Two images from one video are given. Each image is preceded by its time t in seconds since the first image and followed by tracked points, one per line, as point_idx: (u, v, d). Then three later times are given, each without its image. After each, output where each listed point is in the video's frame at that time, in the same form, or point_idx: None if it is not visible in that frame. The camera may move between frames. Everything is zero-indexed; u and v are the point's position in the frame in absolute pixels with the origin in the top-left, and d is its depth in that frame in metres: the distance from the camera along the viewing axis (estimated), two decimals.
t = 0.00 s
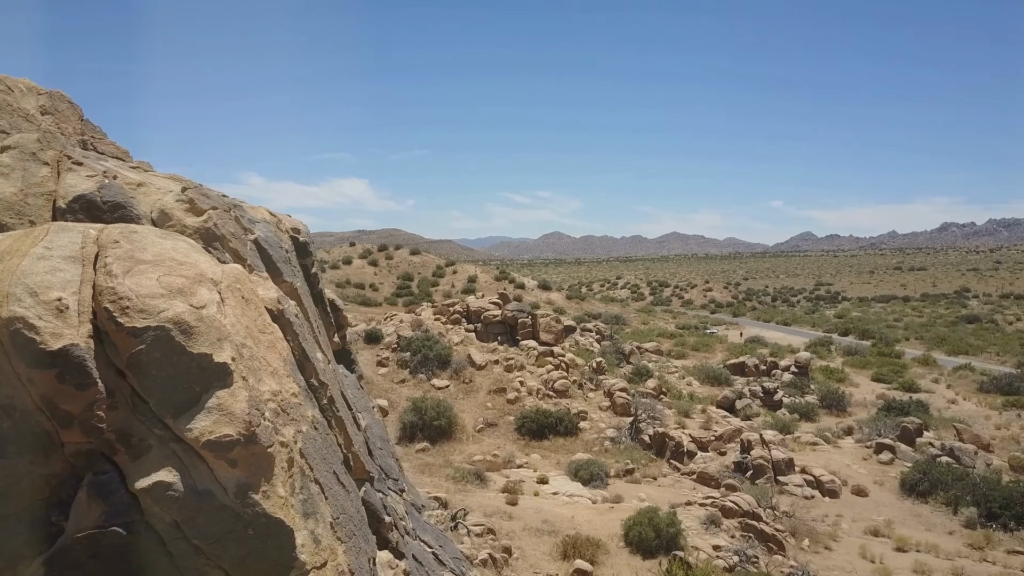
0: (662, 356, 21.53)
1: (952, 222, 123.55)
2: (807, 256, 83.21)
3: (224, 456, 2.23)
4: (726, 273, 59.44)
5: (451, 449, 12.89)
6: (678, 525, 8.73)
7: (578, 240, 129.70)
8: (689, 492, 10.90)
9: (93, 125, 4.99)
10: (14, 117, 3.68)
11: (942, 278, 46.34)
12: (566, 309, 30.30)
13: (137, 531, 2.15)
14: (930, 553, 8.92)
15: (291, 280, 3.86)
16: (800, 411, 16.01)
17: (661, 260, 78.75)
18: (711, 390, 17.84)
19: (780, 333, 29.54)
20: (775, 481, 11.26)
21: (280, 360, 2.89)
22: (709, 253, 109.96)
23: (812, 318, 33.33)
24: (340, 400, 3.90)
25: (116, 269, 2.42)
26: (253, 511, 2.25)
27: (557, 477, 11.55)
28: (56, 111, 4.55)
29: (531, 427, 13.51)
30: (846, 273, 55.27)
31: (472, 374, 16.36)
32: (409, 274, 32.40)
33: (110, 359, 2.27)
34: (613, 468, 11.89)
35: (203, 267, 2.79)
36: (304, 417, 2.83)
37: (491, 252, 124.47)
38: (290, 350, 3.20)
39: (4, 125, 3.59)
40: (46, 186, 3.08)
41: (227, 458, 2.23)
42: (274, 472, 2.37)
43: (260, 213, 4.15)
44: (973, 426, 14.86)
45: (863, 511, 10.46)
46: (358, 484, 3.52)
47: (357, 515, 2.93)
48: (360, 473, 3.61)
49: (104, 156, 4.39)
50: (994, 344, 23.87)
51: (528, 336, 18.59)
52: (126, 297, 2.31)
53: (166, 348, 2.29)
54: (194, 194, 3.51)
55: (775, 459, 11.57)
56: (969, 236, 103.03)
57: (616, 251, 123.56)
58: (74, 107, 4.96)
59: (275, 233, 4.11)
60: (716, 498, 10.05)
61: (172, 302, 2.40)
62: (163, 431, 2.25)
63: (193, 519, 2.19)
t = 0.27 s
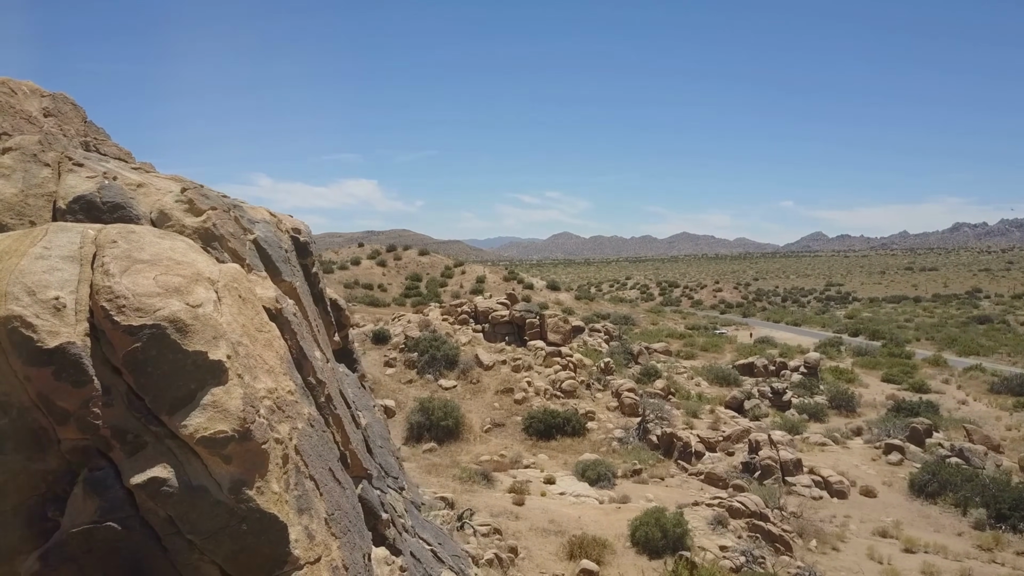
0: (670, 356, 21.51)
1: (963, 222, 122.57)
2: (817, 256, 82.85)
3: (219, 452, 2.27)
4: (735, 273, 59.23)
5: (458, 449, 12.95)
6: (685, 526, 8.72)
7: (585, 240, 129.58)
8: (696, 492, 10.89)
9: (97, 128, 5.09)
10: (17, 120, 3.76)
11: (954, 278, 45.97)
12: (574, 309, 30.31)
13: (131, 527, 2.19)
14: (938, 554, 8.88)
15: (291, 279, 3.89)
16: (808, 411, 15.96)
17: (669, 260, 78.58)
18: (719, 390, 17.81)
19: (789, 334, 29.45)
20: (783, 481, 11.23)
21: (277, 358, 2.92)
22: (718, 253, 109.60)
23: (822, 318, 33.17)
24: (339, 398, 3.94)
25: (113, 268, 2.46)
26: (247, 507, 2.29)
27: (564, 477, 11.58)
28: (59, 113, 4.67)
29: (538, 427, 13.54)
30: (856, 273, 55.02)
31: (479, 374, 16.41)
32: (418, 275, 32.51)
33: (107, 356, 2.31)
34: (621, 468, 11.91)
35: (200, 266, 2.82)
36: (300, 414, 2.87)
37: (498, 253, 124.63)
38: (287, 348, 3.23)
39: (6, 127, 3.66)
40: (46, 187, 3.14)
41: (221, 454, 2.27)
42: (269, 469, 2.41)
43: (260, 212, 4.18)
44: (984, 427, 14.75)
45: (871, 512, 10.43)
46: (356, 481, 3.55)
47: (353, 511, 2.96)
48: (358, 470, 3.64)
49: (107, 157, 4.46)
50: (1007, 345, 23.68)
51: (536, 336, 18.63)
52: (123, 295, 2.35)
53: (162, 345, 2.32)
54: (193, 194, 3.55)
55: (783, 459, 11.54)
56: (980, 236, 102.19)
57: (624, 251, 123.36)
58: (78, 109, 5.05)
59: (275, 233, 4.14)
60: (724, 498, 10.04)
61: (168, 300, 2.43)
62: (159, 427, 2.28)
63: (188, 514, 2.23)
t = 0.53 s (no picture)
0: (681, 356, 21.49)
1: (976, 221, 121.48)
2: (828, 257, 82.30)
3: (210, 449, 2.31)
4: (745, 274, 59.02)
5: (466, 449, 13.00)
6: (693, 526, 8.72)
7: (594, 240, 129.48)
8: (704, 493, 10.88)
9: (100, 130, 5.18)
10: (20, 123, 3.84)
11: (968, 279, 45.56)
12: (584, 309, 30.33)
13: (124, 521, 2.24)
14: (948, 556, 8.84)
15: (289, 278, 3.93)
16: (818, 412, 15.91)
17: (679, 261, 78.40)
18: (729, 390, 17.78)
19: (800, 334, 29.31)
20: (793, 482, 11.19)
21: (272, 357, 2.96)
22: (728, 253, 109.14)
23: (834, 319, 33.00)
24: (337, 396, 3.97)
25: (109, 266, 2.50)
26: (238, 502, 2.33)
27: (572, 477, 11.61)
28: (63, 115, 4.76)
29: (546, 427, 13.58)
30: (867, 273, 54.68)
31: (488, 374, 16.46)
32: (427, 275, 32.64)
33: (101, 354, 2.35)
34: (629, 469, 11.93)
35: (196, 265, 2.85)
36: (295, 411, 2.91)
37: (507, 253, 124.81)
38: (283, 346, 3.26)
39: (8, 128, 3.73)
40: (46, 188, 3.20)
41: (213, 450, 2.32)
42: (261, 465, 2.44)
43: (259, 212, 4.22)
44: (997, 429, 14.64)
45: (881, 514, 10.39)
46: (352, 478, 3.59)
47: (347, 507, 3.00)
48: (354, 467, 3.68)
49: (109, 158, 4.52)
50: (1021, 346, 23.47)
51: (544, 336, 18.65)
52: (117, 294, 2.39)
53: (156, 343, 2.36)
54: (192, 194, 3.59)
55: (792, 460, 11.50)
56: (993, 236, 101.24)
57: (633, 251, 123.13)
58: (82, 112, 5.12)
59: (274, 232, 4.17)
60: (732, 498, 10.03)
61: (162, 299, 2.46)
62: (152, 424, 2.33)
63: (179, 510, 2.28)
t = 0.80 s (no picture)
0: (689, 357, 21.48)
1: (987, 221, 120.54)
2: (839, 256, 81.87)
3: (202, 445, 2.35)
4: (754, 274, 58.86)
5: (473, 449, 13.06)
6: (699, 526, 8.73)
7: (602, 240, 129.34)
8: (712, 493, 10.90)
9: (103, 131, 5.25)
10: (22, 124, 3.90)
11: (980, 279, 45.22)
12: (592, 310, 30.34)
13: (116, 515, 2.28)
14: (957, 557, 8.83)
15: (285, 278, 3.97)
16: (827, 413, 15.87)
17: (687, 261, 78.23)
18: (737, 391, 17.76)
19: (810, 335, 29.18)
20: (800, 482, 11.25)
21: (266, 355, 3.00)
22: (737, 253, 108.83)
23: (843, 319, 32.88)
24: (334, 394, 4.01)
25: (103, 266, 2.55)
26: (229, 498, 2.37)
27: (578, 477, 11.65)
28: (65, 116, 4.83)
29: (554, 427, 13.64)
30: (878, 274, 54.35)
31: (495, 374, 16.51)
32: (436, 275, 32.74)
33: (95, 352, 2.39)
34: (636, 469, 11.96)
35: (191, 265, 2.89)
36: (288, 409, 2.95)
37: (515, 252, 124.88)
38: (278, 345, 3.30)
39: (9, 130, 3.80)
40: (46, 188, 3.26)
41: (204, 446, 2.36)
42: (252, 461, 2.48)
43: (257, 212, 4.26)
44: (1007, 430, 14.57)
45: (889, 515, 10.38)
46: (346, 476, 3.62)
47: (340, 504, 3.03)
48: (349, 465, 3.71)
49: (109, 159, 4.58)
50: None
51: (552, 336, 18.69)
52: (111, 293, 2.43)
53: (148, 342, 2.40)
54: (189, 195, 3.64)
55: (800, 461, 11.51)
56: (1005, 236, 100.43)
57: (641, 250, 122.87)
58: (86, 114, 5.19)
59: (272, 232, 4.22)
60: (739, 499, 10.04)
61: (156, 298, 2.50)
62: (144, 420, 2.37)
63: (171, 505, 2.32)
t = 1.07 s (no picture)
0: (697, 357, 21.49)
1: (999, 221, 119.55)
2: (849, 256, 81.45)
3: (192, 441, 2.39)
4: (763, 275, 58.65)
5: (480, 449, 13.16)
6: (706, 527, 8.75)
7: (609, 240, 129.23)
8: (718, 494, 10.93)
9: (105, 133, 5.33)
10: (23, 125, 3.95)
11: (992, 280, 44.88)
12: (600, 310, 30.37)
13: (108, 511, 2.32)
14: (965, 559, 8.85)
15: (281, 277, 4.01)
16: (835, 413, 15.84)
17: (696, 261, 78.06)
18: (745, 391, 17.75)
19: (819, 335, 29.06)
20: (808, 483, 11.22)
21: (258, 353, 3.03)
22: (745, 253, 108.47)
23: (853, 320, 32.73)
24: (329, 392, 4.04)
25: (96, 265, 2.59)
26: (219, 494, 2.41)
27: (585, 477, 11.70)
28: (67, 117, 4.90)
29: (561, 427, 13.72)
30: (889, 274, 54.02)
31: (502, 374, 16.57)
32: (445, 275, 32.88)
33: (87, 349, 2.43)
34: (643, 470, 11.99)
35: (185, 264, 2.93)
36: (280, 407, 2.98)
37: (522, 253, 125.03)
38: (271, 343, 3.34)
39: (10, 131, 3.85)
40: (44, 189, 3.31)
41: (194, 443, 2.40)
42: (242, 457, 2.52)
43: (255, 212, 4.30)
44: (1018, 432, 14.48)
45: (897, 516, 10.39)
46: (340, 473, 3.65)
47: (331, 501, 3.06)
48: (343, 462, 3.74)
49: (109, 160, 4.64)
50: None
51: (559, 336, 18.75)
52: (104, 291, 2.47)
53: (139, 339, 2.44)
54: (185, 195, 3.68)
55: (808, 461, 11.49)
56: (1018, 236, 99.63)
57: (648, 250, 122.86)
58: (87, 115, 5.25)
59: (268, 232, 4.26)
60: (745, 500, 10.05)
61: (148, 296, 2.55)
62: (136, 417, 2.41)
63: (161, 500, 2.36)
